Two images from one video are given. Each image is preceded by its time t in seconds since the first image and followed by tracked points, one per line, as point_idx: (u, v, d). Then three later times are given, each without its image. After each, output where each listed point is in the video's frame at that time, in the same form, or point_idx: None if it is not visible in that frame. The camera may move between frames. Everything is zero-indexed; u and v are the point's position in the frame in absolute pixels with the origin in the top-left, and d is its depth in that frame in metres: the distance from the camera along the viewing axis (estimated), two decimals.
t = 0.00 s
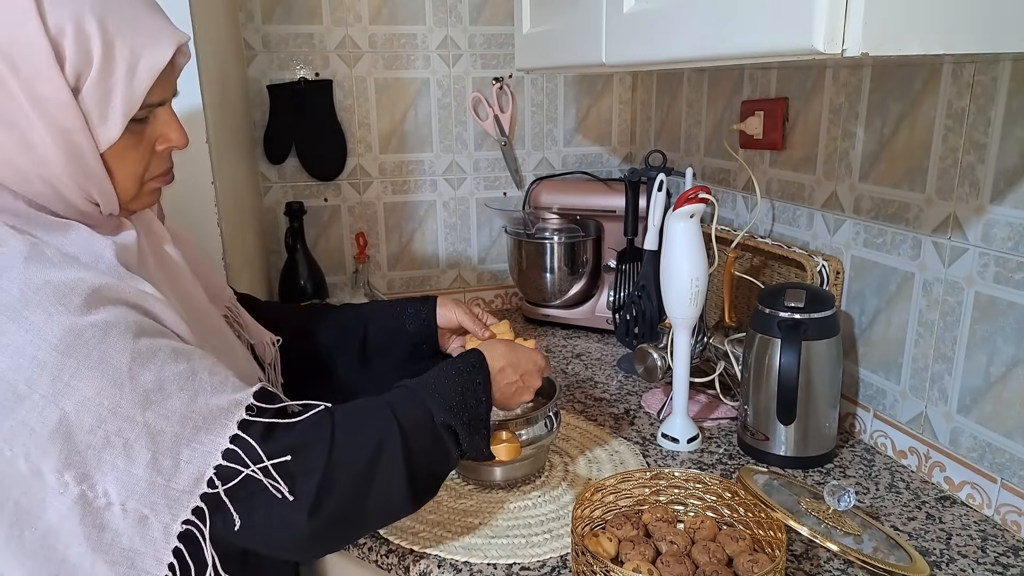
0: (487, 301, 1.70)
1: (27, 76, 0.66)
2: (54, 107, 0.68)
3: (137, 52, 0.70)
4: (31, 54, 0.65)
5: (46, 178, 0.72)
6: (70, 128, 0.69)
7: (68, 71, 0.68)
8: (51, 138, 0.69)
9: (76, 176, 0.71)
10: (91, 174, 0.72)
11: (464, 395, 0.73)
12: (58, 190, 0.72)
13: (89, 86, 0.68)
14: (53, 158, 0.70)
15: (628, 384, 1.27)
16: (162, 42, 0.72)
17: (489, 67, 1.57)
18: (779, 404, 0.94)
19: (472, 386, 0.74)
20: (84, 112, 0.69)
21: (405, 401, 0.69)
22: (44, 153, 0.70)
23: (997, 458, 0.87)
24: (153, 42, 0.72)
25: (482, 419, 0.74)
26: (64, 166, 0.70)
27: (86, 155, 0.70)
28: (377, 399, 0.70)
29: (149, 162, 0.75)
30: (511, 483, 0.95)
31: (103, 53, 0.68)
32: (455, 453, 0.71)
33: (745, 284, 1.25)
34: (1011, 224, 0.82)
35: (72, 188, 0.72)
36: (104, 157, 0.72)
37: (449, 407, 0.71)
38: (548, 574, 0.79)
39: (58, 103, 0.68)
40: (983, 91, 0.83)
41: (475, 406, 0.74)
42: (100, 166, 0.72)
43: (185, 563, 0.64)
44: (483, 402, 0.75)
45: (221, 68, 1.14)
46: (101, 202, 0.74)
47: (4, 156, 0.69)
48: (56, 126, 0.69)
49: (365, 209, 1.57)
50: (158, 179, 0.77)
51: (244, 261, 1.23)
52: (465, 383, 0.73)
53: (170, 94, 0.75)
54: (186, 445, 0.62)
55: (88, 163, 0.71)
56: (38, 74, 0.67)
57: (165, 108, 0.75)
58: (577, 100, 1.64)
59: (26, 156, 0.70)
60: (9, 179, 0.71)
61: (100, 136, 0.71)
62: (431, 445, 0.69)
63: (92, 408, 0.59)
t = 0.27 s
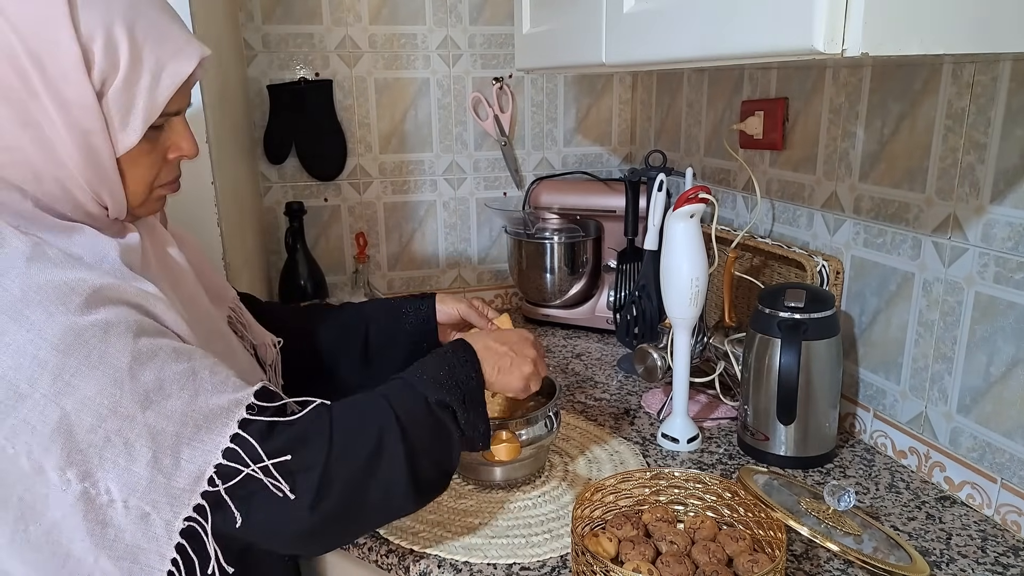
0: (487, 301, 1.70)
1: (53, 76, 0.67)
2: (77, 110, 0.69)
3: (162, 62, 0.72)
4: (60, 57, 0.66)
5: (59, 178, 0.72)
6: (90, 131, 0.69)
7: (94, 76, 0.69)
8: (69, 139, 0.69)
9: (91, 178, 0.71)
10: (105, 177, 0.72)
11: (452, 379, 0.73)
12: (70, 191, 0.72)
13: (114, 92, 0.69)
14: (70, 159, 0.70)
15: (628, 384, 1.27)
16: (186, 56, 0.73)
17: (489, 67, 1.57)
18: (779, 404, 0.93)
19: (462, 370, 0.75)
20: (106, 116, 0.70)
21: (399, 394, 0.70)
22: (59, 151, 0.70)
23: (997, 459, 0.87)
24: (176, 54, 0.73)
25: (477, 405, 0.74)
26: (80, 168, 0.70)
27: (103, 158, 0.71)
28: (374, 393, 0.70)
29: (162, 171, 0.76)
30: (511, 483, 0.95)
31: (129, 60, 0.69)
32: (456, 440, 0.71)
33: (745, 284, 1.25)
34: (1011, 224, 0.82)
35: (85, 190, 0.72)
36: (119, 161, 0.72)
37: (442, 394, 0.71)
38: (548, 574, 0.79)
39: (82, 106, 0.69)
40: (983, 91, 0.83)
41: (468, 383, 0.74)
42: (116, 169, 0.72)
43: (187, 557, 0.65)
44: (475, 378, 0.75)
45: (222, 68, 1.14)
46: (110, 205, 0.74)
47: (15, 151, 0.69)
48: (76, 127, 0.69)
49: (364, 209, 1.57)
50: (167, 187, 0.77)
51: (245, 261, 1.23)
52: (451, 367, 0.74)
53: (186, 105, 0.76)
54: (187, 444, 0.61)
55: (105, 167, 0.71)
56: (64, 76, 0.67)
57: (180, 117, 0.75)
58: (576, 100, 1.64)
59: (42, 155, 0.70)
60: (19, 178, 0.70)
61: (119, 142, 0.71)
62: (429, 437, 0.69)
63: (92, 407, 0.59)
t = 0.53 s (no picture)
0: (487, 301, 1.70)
1: (58, 79, 0.67)
2: (80, 113, 0.69)
3: (166, 67, 0.71)
4: (65, 60, 0.66)
5: (60, 181, 0.72)
6: (92, 134, 0.69)
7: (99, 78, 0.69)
8: (72, 142, 0.69)
9: (92, 181, 0.71)
10: (106, 179, 0.72)
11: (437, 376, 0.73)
12: (70, 192, 0.72)
13: (118, 95, 0.69)
14: (71, 162, 0.70)
15: (628, 384, 1.27)
16: (190, 59, 0.73)
17: (489, 67, 1.57)
18: (779, 404, 0.93)
19: (444, 365, 0.75)
20: (109, 119, 0.70)
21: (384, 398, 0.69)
22: (61, 154, 0.70)
23: (997, 459, 0.87)
24: (181, 58, 0.73)
25: (466, 398, 0.74)
26: (81, 170, 0.70)
27: (105, 160, 0.71)
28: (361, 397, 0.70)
29: (162, 175, 0.76)
30: (511, 483, 0.95)
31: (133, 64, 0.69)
32: (451, 435, 0.71)
33: (745, 284, 1.25)
34: (1011, 224, 0.82)
35: (85, 193, 0.72)
36: (121, 164, 0.73)
37: (428, 392, 0.71)
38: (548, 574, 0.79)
39: (85, 109, 0.69)
40: (983, 91, 0.83)
41: (451, 375, 0.74)
42: (117, 172, 0.72)
43: (175, 566, 0.66)
44: (459, 369, 0.75)
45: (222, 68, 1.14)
46: (111, 207, 0.74)
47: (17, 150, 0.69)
48: (78, 130, 0.69)
49: (364, 209, 1.58)
50: (167, 190, 0.78)
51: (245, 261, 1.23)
52: (434, 364, 0.74)
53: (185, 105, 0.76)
54: (178, 452, 0.62)
55: (105, 170, 0.71)
56: (69, 79, 0.67)
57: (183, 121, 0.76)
58: (576, 100, 1.64)
59: (44, 159, 0.70)
60: (19, 179, 0.71)
61: (121, 145, 0.71)
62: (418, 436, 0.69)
63: (86, 413, 0.60)
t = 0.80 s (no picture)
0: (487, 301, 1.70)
1: (74, 80, 0.67)
2: (93, 114, 0.68)
3: (179, 73, 0.72)
4: (85, 61, 0.66)
5: (64, 182, 0.71)
6: (104, 135, 0.69)
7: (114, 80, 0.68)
8: (82, 143, 0.69)
9: (98, 183, 0.71)
10: (111, 181, 0.72)
11: (392, 384, 0.72)
12: (74, 194, 0.72)
13: (133, 98, 0.69)
14: (79, 162, 0.69)
15: (628, 384, 1.27)
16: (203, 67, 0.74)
17: (489, 67, 1.57)
18: (779, 404, 0.93)
19: (407, 370, 0.74)
20: (121, 121, 0.70)
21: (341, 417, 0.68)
22: (69, 155, 0.69)
23: (997, 459, 0.87)
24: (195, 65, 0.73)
25: (432, 399, 0.73)
26: (88, 171, 0.70)
27: (112, 163, 0.71)
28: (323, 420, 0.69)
29: (163, 180, 0.76)
30: (511, 484, 0.95)
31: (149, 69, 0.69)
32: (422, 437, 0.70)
33: (745, 284, 1.25)
34: (1011, 224, 0.82)
35: (89, 195, 0.72)
36: (127, 167, 0.72)
37: (392, 401, 0.70)
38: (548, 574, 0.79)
39: (99, 110, 0.68)
40: (983, 91, 0.83)
41: (415, 376, 0.74)
42: (122, 175, 0.72)
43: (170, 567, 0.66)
44: (421, 370, 0.75)
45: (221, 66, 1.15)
46: (112, 208, 0.74)
47: (25, 148, 0.68)
48: (90, 131, 0.68)
49: (365, 209, 1.58)
50: (166, 195, 0.78)
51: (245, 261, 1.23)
52: (395, 369, 0.73)
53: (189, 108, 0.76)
54: (151, 478, 0.60)
55: (112, 173, 0.71)
56: (85, 80, 0.67)
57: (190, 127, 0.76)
58: (576, 100, 1.64)
59: (52, 158, 0.70)
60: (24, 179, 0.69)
61: (131, 148, 0.71)
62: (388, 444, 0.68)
63: (65, 428, 0.58)
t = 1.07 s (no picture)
0: (487, 301, 1.70)
1: (128, 88, 0.69)
2: (143, 123, 0.71)
3: (225, 91, 0.76)
4: (141, 69, 0.69)
5: (98, 186, 0.72)
6: (147, 145, 0.72)
7: (165, 92, 0.72)
8: (126, 149, 0.71)
9: (132, 190, 0.73)
10: (142, 191, 0.74)
11: (350, 425, 0.80)
12: (104, 196, 0.73)
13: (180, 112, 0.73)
14: (118, 166, 0.71)
15: (628, 384, 1.27)
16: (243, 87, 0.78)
17: (489, 67, 1.57)
18: (779, 404, 0.93)
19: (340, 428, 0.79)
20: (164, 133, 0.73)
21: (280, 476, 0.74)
22: (110, 157, 0.71)
23: (997, 459, 0.87)
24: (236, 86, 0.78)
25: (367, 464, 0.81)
26: (125, 175, 0.72)
27: (149, 170, 0.73)
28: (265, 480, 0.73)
29: (185, 193, 0.79)
30: (510, 484, 0.95)
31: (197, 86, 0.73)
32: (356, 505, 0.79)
33: (745, 284, 1.25)
34: (1011, 224, 0.82)
35: (117, 200, 0.73)
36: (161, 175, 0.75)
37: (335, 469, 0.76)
38: (548, 574, 0.79)
39: (150, 121, 0.71)
40: (983, 91, 0.83)
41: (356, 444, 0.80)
42: (155, 183, 0.75)
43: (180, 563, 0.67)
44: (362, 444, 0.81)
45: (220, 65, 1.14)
46: (134, 216, 0.76)
47: (66, 148, 0.69)
48: (134, 138, 0.71)
49: (365, 209, 1.58)
50: (182, 207, 0.81)
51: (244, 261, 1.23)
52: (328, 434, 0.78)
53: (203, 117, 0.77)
54: (123, 528, 0.62)
55: (147, 179, 0.74)
56: (139, 89, 0.70)
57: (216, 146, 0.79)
58: (576, 100, 1.64)
59: (91, 161, 0.70)
60: (60, 178, 0.69)
61: (168, 160, 0.74)
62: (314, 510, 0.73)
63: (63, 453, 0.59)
